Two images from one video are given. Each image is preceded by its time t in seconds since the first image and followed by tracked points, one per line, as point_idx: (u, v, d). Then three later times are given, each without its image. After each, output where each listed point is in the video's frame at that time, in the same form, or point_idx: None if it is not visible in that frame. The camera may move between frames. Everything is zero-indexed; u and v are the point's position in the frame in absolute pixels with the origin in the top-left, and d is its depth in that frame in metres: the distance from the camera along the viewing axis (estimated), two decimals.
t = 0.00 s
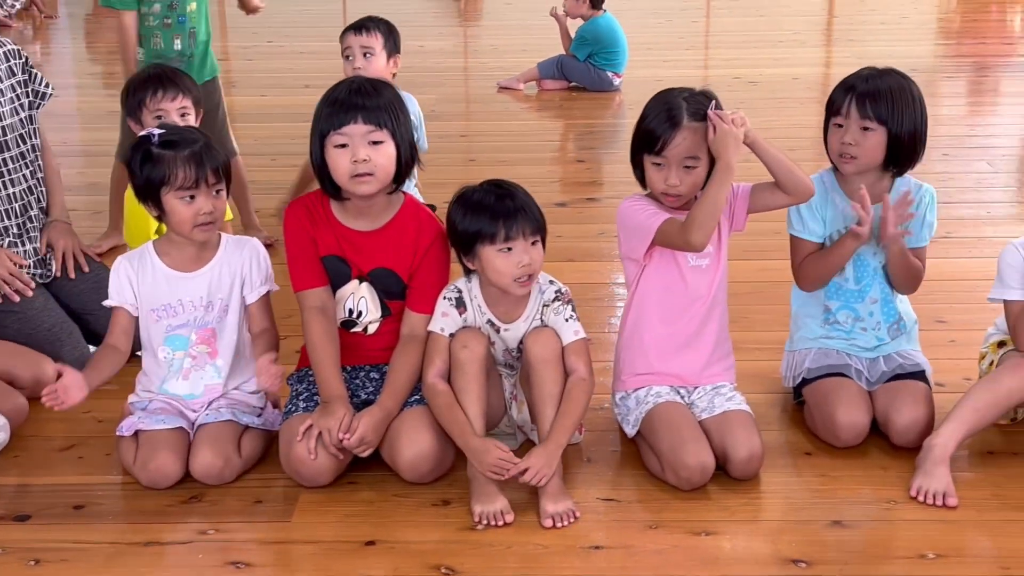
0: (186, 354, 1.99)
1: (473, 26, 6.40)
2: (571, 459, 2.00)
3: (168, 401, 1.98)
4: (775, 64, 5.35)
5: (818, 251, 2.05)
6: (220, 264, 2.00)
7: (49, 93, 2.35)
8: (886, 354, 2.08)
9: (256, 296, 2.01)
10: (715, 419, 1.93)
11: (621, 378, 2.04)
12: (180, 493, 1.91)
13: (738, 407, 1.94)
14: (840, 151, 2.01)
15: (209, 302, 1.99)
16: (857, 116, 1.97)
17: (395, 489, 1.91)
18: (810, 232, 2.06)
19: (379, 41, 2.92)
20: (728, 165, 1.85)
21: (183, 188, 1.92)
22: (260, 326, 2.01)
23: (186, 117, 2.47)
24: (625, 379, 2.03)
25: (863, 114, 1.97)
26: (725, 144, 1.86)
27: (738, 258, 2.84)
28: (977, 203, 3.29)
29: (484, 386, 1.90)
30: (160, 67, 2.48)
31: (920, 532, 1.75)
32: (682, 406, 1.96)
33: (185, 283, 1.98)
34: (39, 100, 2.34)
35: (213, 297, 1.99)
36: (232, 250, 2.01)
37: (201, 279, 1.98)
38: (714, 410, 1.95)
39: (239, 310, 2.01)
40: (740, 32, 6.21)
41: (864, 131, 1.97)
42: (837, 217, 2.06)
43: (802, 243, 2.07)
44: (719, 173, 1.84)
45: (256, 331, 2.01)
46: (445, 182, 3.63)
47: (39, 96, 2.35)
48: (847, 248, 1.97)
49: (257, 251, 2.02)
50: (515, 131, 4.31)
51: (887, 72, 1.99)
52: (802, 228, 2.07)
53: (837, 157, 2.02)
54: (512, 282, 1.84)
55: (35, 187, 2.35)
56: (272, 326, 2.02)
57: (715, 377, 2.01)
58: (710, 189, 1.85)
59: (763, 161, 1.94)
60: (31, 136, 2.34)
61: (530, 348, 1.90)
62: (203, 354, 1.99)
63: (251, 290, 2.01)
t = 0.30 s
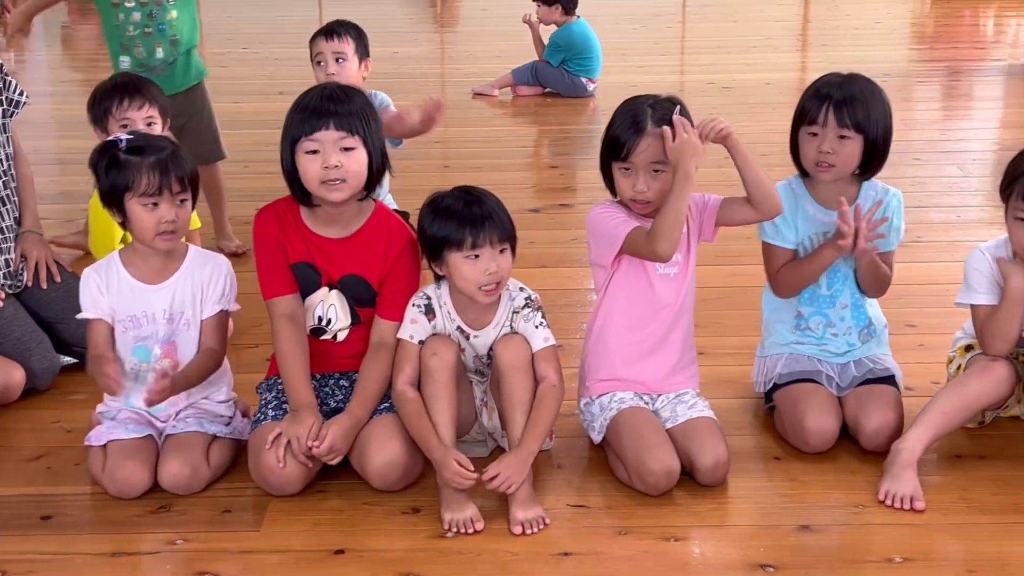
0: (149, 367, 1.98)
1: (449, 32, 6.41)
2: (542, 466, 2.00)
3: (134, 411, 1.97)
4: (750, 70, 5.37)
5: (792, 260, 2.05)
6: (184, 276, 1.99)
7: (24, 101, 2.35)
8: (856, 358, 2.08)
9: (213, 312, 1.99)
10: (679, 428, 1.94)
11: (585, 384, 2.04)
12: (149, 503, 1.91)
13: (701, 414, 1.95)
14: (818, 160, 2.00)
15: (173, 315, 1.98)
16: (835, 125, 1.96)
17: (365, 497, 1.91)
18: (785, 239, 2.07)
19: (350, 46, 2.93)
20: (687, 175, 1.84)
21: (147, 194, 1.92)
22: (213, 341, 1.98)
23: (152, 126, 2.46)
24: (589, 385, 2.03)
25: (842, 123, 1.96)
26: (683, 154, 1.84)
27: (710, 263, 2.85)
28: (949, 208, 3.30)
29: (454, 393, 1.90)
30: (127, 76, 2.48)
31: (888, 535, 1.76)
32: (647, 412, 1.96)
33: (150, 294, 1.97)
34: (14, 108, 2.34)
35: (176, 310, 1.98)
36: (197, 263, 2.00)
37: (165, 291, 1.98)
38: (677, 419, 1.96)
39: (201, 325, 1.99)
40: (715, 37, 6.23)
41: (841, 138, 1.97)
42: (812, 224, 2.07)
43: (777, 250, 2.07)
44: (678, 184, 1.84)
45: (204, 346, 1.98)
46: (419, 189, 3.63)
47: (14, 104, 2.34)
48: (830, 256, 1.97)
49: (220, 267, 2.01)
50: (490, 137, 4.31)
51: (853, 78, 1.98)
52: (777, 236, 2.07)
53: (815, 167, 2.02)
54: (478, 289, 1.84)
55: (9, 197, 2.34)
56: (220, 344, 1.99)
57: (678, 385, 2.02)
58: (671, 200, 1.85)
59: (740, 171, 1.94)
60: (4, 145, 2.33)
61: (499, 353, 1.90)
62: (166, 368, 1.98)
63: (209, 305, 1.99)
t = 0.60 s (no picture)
0: (117, 377, 1.97)
1: (423, 37, 6.41)
2: (511, 471, 2.00)
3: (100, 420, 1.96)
4: (723, 74, 5.39)
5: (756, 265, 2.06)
6: (151, 286, 1.98)
7: None
8: (823, 360, 2.09)
9: (184, 323, 1.99)
10: (649, 431, 1.94)
11: (557, 387, 2.04)
12: (116, 511, 1.90)
13: (671, 416, 1.96)
14: (786, 170, 2.00)
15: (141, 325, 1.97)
16: (804, 134, 1.97)
17: (333, 503, 1.90)
18: (748, 241, 2.07)
19: (326, 61, 2.92)
20: (660, 181, 1.84)
21: (112, 202, 1.91)
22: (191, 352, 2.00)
23: (115, 133, 2.45)
24: (560, 388, 2.03)
25: (811, 132, 1.96)
26: (657, 159, 1.85)
27: (680, 267, 2.86)
28: (919, 211, 3.33)
29: (423, 398, 1.89)
30: (89, 84, 2.47)
31: (854, 536, 1.77)
32: (619, 416, 1.96)
33: (115, 305, 1.96)
34: None
35: (143, 320, 1.97)
36: (165, 272, 1.99)
37: (132, 301, 1.96)
38: (648, 421, 1.96)
39: (170, 335, 1.98)
40: (689, 42, 6.25)
41: (809, 148, 1.98)
42: (776, 227, 2.08)
43: (739, 253, 2.08)
44: (651, 189, 1.84)
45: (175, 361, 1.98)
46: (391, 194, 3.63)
47: None
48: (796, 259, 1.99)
49: (187, 277, 2.00)
50: (463, 142, 4.31)
51: (815, 84, 1.99)
52: (740, 238, 2.07)
53: (782, 176, 2.02)
54: (446, 294, 1.84)
55: None
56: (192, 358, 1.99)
57: (648, 388, 2.02)
58: (645, 206, 1.85)
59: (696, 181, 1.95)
60: None
61: (470, 358, 1.89)
62: (134, 377, 1.97)
63: (180, 317, 1.99)
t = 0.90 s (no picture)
0: (82, 382, 1.96)
1: (395, 41, 6.40)
2: (478, 474, 2.00)
3: (65, 425, 1.95)
4: (694, 78, 5.41)
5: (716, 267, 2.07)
6: (119, 290, 1.97)
7: None
8: (788, 361, 2.11)
9: (155, 325, 1.98)
10: (620, 430, 1.95)
11: (528, 390, 2.04)
12: (80, 518, 1.89)
13: (643, 418, 1.96)
14: (751, 172, 2.01)
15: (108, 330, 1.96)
16: (769, 137, 1.98)
17: (300, 508, 1.90)
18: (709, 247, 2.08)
19: (295, 65, 2.91)
20: (633, 191, 1.85)
21: (79, 211, 1.90)
22: (158, 355, 1.99)
23: (74, 141, 2.43)
24: (532, 391, 2.03)
25: (775, 134, 1.98)
26: (631, 169, 1.85)
27: (648, 270, 2.87)
28: (887, 212, 3.35)
29: (389, 403, 1.89)
30: (47, 90, 2.46)
31: (818, 536, 1.78)
32: (589, 416, 1.97)
33: (82, 308, 1.95)
34: None
35: (111, 323, 1.97)
36: (132, 276, 1.98)
37: (99, 305, 1.96)
38: (618, 421, 1.96)
39: (140, 337, 1.98)
40: (660, 45, 6.27)
41: (774, 150, 1.99)
42: (736, 230, 2.09)
43: (700, 257, 2.09)
44: (626, 197, 1.85)
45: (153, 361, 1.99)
46: (362, 198, 3.62)
47: None
48: (757, 259, 2.00)
49: (156, 281, 2.00)
50: (434, 146, 4.31)
51: (777, 86, 2.00)
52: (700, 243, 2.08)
53: (747, 178, 2.03)
54: (411, 299, 1.84)
55: None
56: (169, 356, 2.00)
57: (619, 389, 2.02)
58: (619, 212, 1.86)
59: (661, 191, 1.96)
60: None
61: (435, 362, 1.89)
62: (100, 382, 1.96)
63: (147, 321, 1.98)
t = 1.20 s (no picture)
0: (44, 390, 1.95)
1: (365, 45, 6.39)
2: (444, 478, 1.99)
3: (26, 433, 1.93)
4: (663, 81, 5.43)
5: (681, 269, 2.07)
6: (80, 296, 1.95)
7: None
8: (753, 363, 2.11)
9: (112, 331, 1.96)
10: (590, 431, 1.94)
11: (499, 393, 2.03)
12: (42, 527, 1.87)
13: (613, 419, 1.95)
14: (718, 174, 2.01)
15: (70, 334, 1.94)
16: (735, 137, 1.98)
17: (264, 516, 1.89)
18: (672, 250, 2.08)
19: (257, 69, 2.89)
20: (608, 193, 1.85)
21: (42, 212, 1.88)
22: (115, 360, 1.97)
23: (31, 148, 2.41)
24: (504, 394, 2.01)
25: (741, 135, 1.98)
26: (603, 173, 1.85)
27: (616, 273, 2.87)
28: (854, 215, 3.37)
29: (354, 409, 1.88)
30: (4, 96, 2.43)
31: (783, 538, 1.78)
32: (558, 420, 1.96)
33: (43, 315, 1.93)
34: None
35: (71, 330, 1.95)
36: (93, 281, 1.96)
37: (60, 311, 1.94)
38: (590, 421, 1.95)
39: (99, 344, 1.96)
40: (630, 49, 6.29)
41: (739, 150, 1.99)
42: (699, 233, 2.09)
43: (664, 259, 2.09)
44: (599, 200, 1.85)
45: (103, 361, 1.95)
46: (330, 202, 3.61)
47: None
48: (718, 259, 2.00)
49: (117, 286, 1.98)
50: (404, 150, 4.30)
51: (739, 89, 2.01)
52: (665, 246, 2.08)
53: (714, 180, 2.03)
54: (376, 301, 1.84)
55: None
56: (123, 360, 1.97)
57: (594, 391, 2.01)
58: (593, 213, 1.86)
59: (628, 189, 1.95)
60: None
61: (400, 367, 1.89)
62: (62, 389, 1.95)
63: (108, 324, 1.96)
